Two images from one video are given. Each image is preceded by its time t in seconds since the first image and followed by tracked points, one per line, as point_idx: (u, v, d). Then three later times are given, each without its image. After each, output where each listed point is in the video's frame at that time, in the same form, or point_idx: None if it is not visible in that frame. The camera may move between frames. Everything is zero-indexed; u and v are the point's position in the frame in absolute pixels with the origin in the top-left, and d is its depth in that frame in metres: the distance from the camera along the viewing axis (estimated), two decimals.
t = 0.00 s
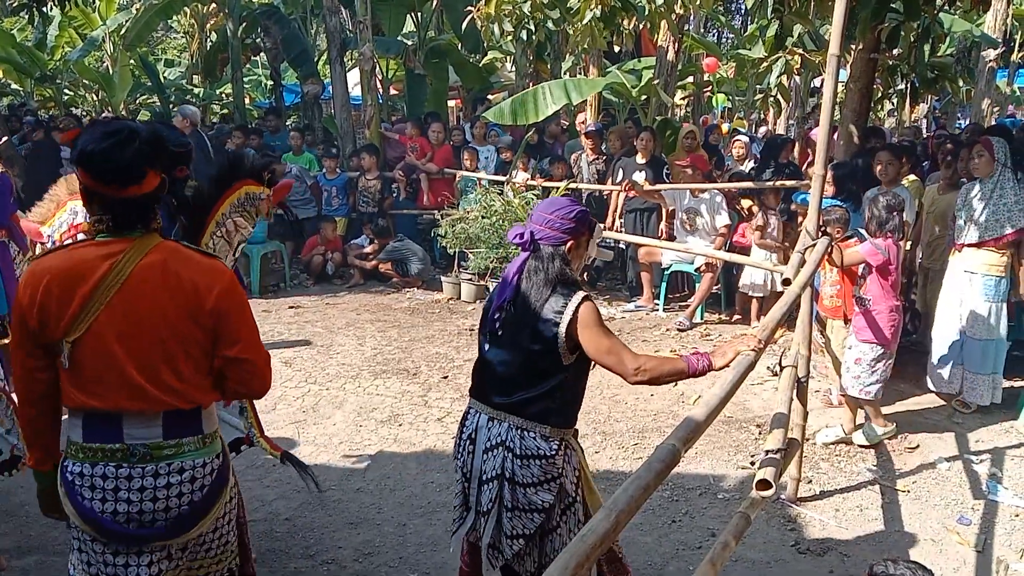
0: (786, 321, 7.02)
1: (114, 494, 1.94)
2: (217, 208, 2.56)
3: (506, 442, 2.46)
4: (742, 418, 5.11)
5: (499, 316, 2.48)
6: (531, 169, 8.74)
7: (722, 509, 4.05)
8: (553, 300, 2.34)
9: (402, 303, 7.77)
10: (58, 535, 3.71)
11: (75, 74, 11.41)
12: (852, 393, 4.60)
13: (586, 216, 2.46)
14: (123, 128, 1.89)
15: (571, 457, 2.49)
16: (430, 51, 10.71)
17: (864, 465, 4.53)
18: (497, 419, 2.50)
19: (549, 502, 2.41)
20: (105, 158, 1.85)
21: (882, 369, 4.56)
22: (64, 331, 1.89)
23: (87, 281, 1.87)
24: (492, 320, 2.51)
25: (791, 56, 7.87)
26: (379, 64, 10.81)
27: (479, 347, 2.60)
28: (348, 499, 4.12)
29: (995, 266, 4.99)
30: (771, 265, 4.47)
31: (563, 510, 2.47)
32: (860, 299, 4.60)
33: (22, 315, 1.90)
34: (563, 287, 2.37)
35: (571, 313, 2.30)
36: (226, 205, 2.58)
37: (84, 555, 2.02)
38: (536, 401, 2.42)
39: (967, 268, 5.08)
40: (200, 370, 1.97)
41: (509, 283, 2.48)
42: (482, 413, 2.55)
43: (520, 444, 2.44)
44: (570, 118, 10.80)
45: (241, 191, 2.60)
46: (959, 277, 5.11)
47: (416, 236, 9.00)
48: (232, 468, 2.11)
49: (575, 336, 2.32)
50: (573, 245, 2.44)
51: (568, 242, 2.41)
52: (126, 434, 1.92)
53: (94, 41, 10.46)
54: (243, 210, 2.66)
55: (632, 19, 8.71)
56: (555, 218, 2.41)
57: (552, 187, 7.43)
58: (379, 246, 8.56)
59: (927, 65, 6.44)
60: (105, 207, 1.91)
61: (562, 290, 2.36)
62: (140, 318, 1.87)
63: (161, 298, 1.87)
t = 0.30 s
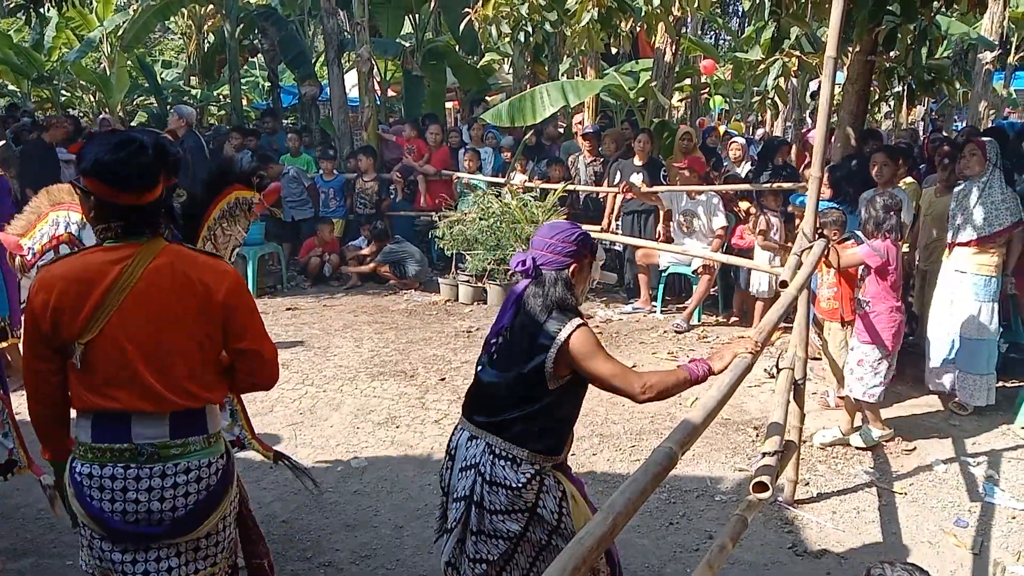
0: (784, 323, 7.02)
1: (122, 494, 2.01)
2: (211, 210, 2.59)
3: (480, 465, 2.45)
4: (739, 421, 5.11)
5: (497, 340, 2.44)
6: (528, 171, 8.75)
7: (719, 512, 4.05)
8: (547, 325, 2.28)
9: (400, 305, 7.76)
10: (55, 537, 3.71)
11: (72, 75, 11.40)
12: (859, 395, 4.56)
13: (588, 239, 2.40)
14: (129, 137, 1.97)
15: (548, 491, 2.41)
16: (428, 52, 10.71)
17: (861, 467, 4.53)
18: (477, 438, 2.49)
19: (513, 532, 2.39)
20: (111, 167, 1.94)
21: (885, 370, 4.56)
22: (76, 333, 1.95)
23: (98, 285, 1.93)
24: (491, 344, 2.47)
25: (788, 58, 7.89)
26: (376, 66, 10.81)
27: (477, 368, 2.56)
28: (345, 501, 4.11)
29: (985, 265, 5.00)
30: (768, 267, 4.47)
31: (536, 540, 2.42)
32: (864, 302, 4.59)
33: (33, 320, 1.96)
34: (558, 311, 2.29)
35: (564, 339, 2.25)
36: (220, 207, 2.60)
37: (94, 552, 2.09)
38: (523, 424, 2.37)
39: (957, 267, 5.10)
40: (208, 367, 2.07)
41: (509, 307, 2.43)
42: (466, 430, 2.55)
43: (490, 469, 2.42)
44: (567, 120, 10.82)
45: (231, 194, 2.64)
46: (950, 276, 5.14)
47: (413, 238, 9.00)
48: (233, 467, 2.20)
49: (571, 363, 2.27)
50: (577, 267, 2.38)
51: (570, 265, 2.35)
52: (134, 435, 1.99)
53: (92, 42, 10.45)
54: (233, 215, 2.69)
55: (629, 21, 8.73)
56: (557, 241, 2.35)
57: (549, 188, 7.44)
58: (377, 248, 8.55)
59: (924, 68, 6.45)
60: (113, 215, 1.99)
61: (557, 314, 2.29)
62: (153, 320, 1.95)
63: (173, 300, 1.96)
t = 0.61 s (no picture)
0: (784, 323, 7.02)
1: (131, 471, 2.09)
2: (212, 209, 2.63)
3: (469, 454, 2.45)
4: (739, 420, 5.11)
5: (496, 325, 2.44)
6: (529, 171, 8.74)
7: (719, 511, 4.05)
8: (542, 306, 2.27)
9: (399, 305, 7.76)
10: (56, 537, 3.71)
11: (71, 76, 11.39)
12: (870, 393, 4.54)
13: (594, 226, 2.38)
14: (133, 126, 2.04)
15: (532, 484, 2.41)
16: (428, 52, 10.70)
17: (862, 467, 4.53)
18: (469, 425, 2.50)
19: (497, 524, 2.37)
20: (115, 155, 2.01)
21: (893, 365, 4.53)
22: (85, 319, 2.03)
23: (106, 273, 2.01)
24: (492, 330, 2.46)
25: (788, 58, 7.88)
26: (376, 67, 10.80)
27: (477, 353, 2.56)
28: (346, 501, 4.11)
29: (981, 260, 5.02)
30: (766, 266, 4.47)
31: (518, 535, 2.40)
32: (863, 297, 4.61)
33: (43, 306, 2.02)
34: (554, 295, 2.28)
35: (556, 321, 2.23)
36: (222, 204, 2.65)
37: (101, 531, 2.17)
38: (514, 410, 2.37)
39: (954, 265, 5.11)
40: (212, 351, 2.15)
41: (510, 292, 2.43)
42: (459, 419, 2.56)
43: (477, 457, 2.42)
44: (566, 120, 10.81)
45: (235, 191, 2.68)
46: (946, 274, 5.15)
47: (413, 238, 9.00)
48: (237, 445, 2.29)
49: (563, 345, 2.24)
50: (583, 253, 2.36)
51: (575, 251, 2.34)
52: (143, 415, 2.08)
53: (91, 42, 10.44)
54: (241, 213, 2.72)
55: (629, 21, 8.71)
56: (562, 227, 2.33)
57: (550, 188, 7.43)
58: (376, 249, 8.55)
59: (923, 67, 6.45)
60: (117, 202, 2.07)
61: (553, 297, 2.28)
62: (160, 306, 2.03)
63: (179, 287, 2.04)
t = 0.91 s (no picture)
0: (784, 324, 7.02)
1: (128, 481, 2.09)
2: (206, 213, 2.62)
3: (449, 478, 2.36)
4: (740, 421, 5.11)
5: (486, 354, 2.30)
6: (529, 172, 8.75)
7: (719, 512, 4.05)
8: (528, 334, 2.13)
9: (399, 306, 7.76)
10: (56, 538, 3.71)
11: (72, 77, 11.40)
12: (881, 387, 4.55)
13: (589, 248, 2.22)
14: (128, 140, 2.07)
15: (511, 512, 2.26)
16: (428, 53, 10.71)
17: (862, 468, 4.53)
18: (454, 447, 2.39)
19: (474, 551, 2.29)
20: (110, 165, 2.03)
21: (897, 365, 4.54)
22: (85, 328, 2.03)
23: (105, 283, 2.02)
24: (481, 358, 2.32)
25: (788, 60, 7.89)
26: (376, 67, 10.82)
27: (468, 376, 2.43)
28: (346, 502, 4.11)
29: (982, 262, 5.02)
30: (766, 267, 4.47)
31: (502, 562, 2.28)
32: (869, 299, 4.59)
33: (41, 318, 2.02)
34: (544, 324, 2.14)
35: (538, 353, 2.09)
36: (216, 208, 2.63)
37: (97, 535, 2.16)
38: (497, 436, 2.24)
39: (954, 266, 5.12)
40: (208, 360, 2.16)
41: (501, 319, 2.27)
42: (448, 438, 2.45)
43: (457, 482, 2.33)
44: (566, 121, 10.83)
45: (228, 198, 2.66)
46: (946, 275, 5.16)
47: (413, 239, 9.01)
48: (232, 456, 2.30)
49: (545, 380, 2.10)
50: (578, 279, 2.20)
51: (571, 277, 2.18)
52: (141, 425, 2.08)
53: (92, 43, 10.46)
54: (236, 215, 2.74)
55: (629, 22, 8.72)
56: (555, 251, 2.18)
57: (550, 190, 7.43)
58: (376, 250, 8.55)
59: (923, 69, 6.45)
60: (113, 213, 2.08)
61: (542, 326, 2.14)
62: (159, 315, 2.04)
63: (177, 295, 2.05)
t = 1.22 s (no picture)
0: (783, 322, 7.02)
1: (138, 455, 2.12)
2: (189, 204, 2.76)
3: (440, 473, 2.35)
4: (739, 420, 5.11)
5: (481, 345, 2.26)
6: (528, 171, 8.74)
7: (719, 511, 4.05)
8: (527, 320, 2.12)
9: (399, 305, 7.75)
10: (55, 537, 3.71)
11: (70, 76, 11.38)
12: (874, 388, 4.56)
13: (586, 234, 2.23)
14: (125, 123, 2.07)
15: (498, 516, 2.25)
16: (427, 52, 10.69)
17: (861, 466, 4.53)
18: (447, 440, 2.36)
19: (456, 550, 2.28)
20: (107, 149, 2.03)
21: (893, 362, 4.55)
22: (88, 312, 2.04)
23: (106, 268, 2.03)
24: (477, 351, 2.29)
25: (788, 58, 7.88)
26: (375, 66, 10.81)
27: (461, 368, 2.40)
28: (345, 501, 4.11)
29: (981, 265, 5.02)
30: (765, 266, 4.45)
31: (480, 564, 2.29)
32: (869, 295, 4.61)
33: (44, 302, 2.03)
34: (541, 310, 2.13)
35: (534, 339, 2.08)
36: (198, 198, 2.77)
37: (105, 517, 2.17)
38: (494, 428, 2.22)
39: (953, 267, 5.12)
40: (207, 338, 2.20)
41: (498, 307, 2.26)
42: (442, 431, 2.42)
43: (448, 477, 2.31)
44: (566, 120, 10.81)
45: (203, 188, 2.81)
46: (945, 275, 5.16)
47: (413, 238, 9.00)
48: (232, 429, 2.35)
49: (539, 367, 2.09)
50: (578, 263, 2.21)
51: (569, 260, 2.19)
52: (146, 401, 2.12)
53: (90, 42, 10.44)
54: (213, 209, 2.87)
55: (628, 20, 8.70)
56: (553, 234, 2.20)
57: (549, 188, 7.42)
58: (375, 248, 8.55)
59: (923, 67, 6.45)
60: (110, 197, 2.09)
61: (540, 312, 2.13)
62: (162, 297, 2.07)
63: (178, 278, 2.09)
